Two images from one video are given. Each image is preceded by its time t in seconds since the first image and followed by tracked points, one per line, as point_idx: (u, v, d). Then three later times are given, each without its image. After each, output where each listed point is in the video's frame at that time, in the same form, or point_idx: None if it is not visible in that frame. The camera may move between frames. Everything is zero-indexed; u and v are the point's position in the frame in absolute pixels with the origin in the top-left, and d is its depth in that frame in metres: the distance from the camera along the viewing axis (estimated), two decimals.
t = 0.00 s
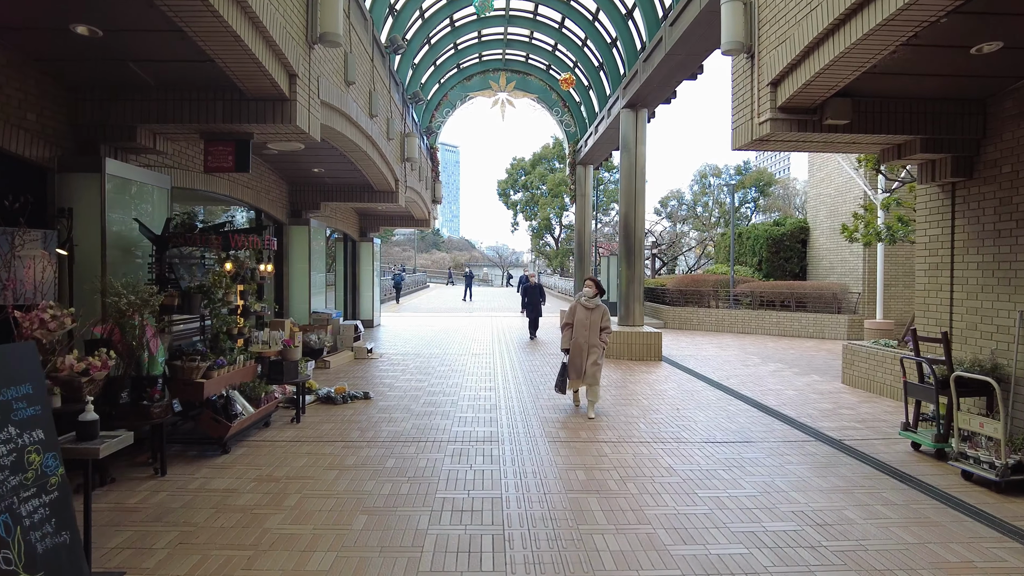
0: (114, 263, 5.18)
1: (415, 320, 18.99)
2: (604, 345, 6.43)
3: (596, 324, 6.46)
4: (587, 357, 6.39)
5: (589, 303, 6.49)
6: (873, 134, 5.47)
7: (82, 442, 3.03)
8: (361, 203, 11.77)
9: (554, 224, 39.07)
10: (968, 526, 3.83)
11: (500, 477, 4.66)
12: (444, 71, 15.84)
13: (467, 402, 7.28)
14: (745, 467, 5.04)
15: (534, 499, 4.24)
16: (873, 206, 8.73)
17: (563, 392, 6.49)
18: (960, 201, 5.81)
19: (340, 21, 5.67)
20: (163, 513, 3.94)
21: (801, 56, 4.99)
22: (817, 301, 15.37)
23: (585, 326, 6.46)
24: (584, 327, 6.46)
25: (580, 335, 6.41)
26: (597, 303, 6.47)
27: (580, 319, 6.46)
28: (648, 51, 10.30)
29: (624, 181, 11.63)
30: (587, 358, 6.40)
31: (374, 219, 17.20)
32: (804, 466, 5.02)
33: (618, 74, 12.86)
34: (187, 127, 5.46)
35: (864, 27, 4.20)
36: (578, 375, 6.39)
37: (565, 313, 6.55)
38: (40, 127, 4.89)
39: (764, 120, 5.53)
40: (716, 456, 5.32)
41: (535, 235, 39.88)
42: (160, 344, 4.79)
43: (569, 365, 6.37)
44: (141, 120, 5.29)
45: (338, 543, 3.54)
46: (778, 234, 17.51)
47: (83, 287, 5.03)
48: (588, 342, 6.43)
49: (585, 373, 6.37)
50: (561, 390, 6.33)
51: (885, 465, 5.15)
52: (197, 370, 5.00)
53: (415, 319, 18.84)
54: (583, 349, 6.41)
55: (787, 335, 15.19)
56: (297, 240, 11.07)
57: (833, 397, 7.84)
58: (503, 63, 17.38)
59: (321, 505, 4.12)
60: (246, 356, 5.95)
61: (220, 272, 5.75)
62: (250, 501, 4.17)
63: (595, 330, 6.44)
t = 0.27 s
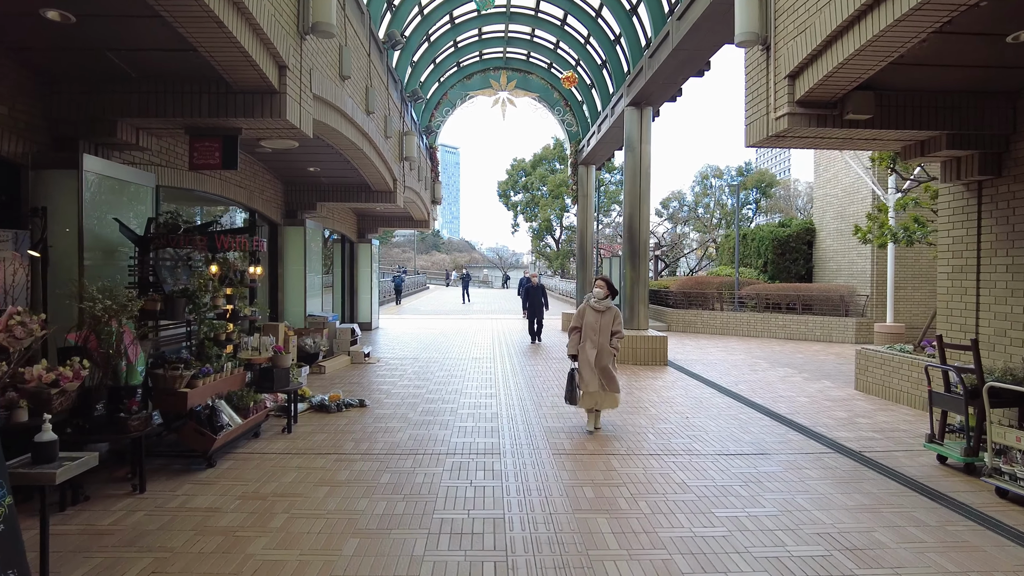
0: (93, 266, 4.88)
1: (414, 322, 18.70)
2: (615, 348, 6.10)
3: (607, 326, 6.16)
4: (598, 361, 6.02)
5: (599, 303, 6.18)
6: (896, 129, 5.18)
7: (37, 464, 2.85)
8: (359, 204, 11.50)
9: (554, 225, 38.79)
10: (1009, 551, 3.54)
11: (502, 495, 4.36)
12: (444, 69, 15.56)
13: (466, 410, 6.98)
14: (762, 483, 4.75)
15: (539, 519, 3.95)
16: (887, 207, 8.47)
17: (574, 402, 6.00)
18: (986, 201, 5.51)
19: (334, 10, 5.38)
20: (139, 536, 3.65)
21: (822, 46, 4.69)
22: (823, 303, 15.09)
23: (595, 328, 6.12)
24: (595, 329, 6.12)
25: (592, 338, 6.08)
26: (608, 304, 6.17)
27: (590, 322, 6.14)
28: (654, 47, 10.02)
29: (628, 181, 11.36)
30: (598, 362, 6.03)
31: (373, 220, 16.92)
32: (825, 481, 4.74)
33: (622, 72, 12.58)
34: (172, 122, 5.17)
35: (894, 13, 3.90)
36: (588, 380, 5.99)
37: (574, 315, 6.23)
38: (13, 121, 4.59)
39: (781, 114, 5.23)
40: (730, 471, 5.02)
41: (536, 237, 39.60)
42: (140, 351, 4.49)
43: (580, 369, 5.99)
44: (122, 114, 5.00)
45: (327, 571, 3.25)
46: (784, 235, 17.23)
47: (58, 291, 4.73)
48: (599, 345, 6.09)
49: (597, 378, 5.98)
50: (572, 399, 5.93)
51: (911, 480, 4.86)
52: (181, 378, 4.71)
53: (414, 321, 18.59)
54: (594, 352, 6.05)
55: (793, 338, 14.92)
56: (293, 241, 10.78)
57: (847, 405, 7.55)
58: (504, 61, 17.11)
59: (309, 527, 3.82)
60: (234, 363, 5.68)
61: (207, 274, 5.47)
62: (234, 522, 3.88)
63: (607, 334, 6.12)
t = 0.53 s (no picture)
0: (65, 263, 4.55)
1: (413, 323, 18.39)
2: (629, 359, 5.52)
3: (619, 335, 5.56)
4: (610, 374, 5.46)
5: (610, 309, 5.58)
6: (924, 116, 4.85)
7: None
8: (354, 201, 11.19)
9: (555, 225, 38.44)
10: None
11: (503, 511, 4.03)
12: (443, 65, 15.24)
13: (465, 416, 6.65)
14: (782, 495, 4.42)
15: (544, 539, 3.63)
16: (902, 203, 8.16)
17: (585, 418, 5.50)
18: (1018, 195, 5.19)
19: None
20: (105, 558, 3.33)
21: (847, 26, 4.35)
22: (831, 303, 14.76)
23: (606, 338, 5.54)
24: (605, 339, 5.54)
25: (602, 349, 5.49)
26: (619, 310, 5.57)
27: (600, 330, 5.55)
28: (659, 38, 9.70)
29: (632, 177, 11.06)
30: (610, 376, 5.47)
31: (371, 218, 16.60)
32: (849, 494, 4.41)
33: (625, 66, 12.27)
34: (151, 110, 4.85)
35: None
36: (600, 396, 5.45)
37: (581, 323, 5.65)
38: None
39: (801, 102, 4.89)
40: (746, 481, 4.71)
41: (536, 236, 39.27)
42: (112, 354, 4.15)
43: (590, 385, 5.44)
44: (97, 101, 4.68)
45: None
46: (789, 233, 16.90)
47: (26, 290, 4.40)
48: (610, 357, 5.52)
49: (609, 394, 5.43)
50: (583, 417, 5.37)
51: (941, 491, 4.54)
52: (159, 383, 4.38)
53: (413, 321, 18.27)
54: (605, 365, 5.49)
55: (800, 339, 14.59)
56: (287, 238, 10.46)
57: (863, 409, 7.23)
58: (504, 56, 16.79)
59: (292, 547, 3.50)
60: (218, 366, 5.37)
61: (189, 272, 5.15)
62: (211, 541, 3.56)
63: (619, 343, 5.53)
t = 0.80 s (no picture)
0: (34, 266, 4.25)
1: (412, 325, 18.10)
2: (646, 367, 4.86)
3: (634, 339, 4.89)
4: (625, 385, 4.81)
5: (623, 311, 4.89)
6: (955, 108, 4.53)
7: None
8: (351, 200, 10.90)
9: (555, 225, 38.10)
10: None
11: (506, 537, 3.73)
12: (442, 61, 14.95)
13: (465, 426, 6.33)
14: (805, 516, 4.11)
15: (550, 568, 3.33)
16: (919, 202, 7.86)
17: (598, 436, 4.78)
18: None
19: None
20: None
21: (874, 11, 4.04)
22: (839, 305, 14.45)
23: (619, 343, 4.87)
24: (618, 345, 4.87)
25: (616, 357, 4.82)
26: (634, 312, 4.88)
27: (612, 335, 4.88)
28: (665, 31, 9.40)
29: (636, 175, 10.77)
30: (624, 387, 4.80)
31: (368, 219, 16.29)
32: (878, 514, 4.09)
33: (629, 61, 11.97)
34: (128, 102, 4.53)
35: None
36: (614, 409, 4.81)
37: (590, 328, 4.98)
38: None
39: (824, 93, 4.57)
40: (766, 501, 4.40)
41: (537, 237, 38.97)
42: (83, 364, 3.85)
43: (601, 397, 4.78)
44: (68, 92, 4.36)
45: None
46: (796, 233, 16.59)
47: None
48: (624, 365, 4.84)
49: (624, 408, 4.77)
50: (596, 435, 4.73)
51: (975, 509, 4.22)
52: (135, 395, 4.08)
53: (412, 323, 17.98)
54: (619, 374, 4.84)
55: (807, 341, 14.28)
56: (281, 238, 10.19)
57: (881, 417, 6.91)
58: (504, 53, 16.52)
59: None
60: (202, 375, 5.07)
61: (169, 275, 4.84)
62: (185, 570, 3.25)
63: (634, 348, 4.87)
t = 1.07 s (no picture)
0: None
1: (412, 324, 17.80)
2: (669, 383, 4.22)
3: (656, 351, 4.26)
4: (644, 404, 4.19)
5: (643, 319, 4.27)
6: (993, 92, 4.23)
7: None
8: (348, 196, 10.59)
9: (556, 224, 37.73)
10: None
11: (512, 557, 3.41)
12: (443, 55, 14.63)
13: (466, 431, 6.02)
14: (837, 531, 3.80)
15: None
16: (938, 197, 7.56)
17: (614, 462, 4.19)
18: None
19: None
20: None
21: None
22: (848, 304, 14.13)
23: (638, 355, 4.26)
24: (637, 357, 4.26)
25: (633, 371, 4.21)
26: (656, 319, 4.25)
27: (630, 345, 4.28)
28: (673, 21, 9.10)
29: (642, 171, 10.47)
30: (644, 406, 4.19)
31: (366, 216, 15.97)
32: (915, 529, 3.79)
33: (634, 54, 11.67)
34: (104, 84, 4.21)
35: None
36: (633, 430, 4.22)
37: (606, 337, 4.39)
38: None
39: (853, 75, 4.24)
40: (792, 514, 4.09)
41: (538, 237, 38.64)
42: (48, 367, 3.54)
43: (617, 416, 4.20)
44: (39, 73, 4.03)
45: None
46: (803, 232, 16.29)
47: None
48: (644, 381, 4.23)
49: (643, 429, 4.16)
50: (610, 459, 4.16)
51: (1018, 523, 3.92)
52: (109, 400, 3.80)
53: (412, 323, 17.66)
54: (637, 391, 4.22)
55: (815, 342, 13.96)
56: (275, 235, 9.91)
57: (902, 421, 6.61)
58: (506, 47, 16.20)
59: None
60: (185, 376, 4.75)
61: (147, 270, 4.52)
62: None
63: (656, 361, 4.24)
